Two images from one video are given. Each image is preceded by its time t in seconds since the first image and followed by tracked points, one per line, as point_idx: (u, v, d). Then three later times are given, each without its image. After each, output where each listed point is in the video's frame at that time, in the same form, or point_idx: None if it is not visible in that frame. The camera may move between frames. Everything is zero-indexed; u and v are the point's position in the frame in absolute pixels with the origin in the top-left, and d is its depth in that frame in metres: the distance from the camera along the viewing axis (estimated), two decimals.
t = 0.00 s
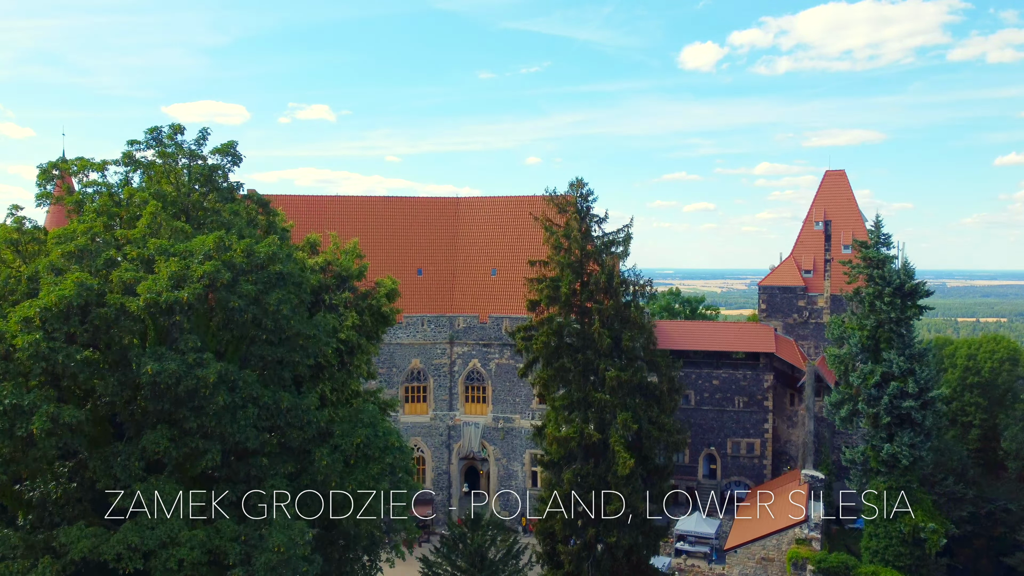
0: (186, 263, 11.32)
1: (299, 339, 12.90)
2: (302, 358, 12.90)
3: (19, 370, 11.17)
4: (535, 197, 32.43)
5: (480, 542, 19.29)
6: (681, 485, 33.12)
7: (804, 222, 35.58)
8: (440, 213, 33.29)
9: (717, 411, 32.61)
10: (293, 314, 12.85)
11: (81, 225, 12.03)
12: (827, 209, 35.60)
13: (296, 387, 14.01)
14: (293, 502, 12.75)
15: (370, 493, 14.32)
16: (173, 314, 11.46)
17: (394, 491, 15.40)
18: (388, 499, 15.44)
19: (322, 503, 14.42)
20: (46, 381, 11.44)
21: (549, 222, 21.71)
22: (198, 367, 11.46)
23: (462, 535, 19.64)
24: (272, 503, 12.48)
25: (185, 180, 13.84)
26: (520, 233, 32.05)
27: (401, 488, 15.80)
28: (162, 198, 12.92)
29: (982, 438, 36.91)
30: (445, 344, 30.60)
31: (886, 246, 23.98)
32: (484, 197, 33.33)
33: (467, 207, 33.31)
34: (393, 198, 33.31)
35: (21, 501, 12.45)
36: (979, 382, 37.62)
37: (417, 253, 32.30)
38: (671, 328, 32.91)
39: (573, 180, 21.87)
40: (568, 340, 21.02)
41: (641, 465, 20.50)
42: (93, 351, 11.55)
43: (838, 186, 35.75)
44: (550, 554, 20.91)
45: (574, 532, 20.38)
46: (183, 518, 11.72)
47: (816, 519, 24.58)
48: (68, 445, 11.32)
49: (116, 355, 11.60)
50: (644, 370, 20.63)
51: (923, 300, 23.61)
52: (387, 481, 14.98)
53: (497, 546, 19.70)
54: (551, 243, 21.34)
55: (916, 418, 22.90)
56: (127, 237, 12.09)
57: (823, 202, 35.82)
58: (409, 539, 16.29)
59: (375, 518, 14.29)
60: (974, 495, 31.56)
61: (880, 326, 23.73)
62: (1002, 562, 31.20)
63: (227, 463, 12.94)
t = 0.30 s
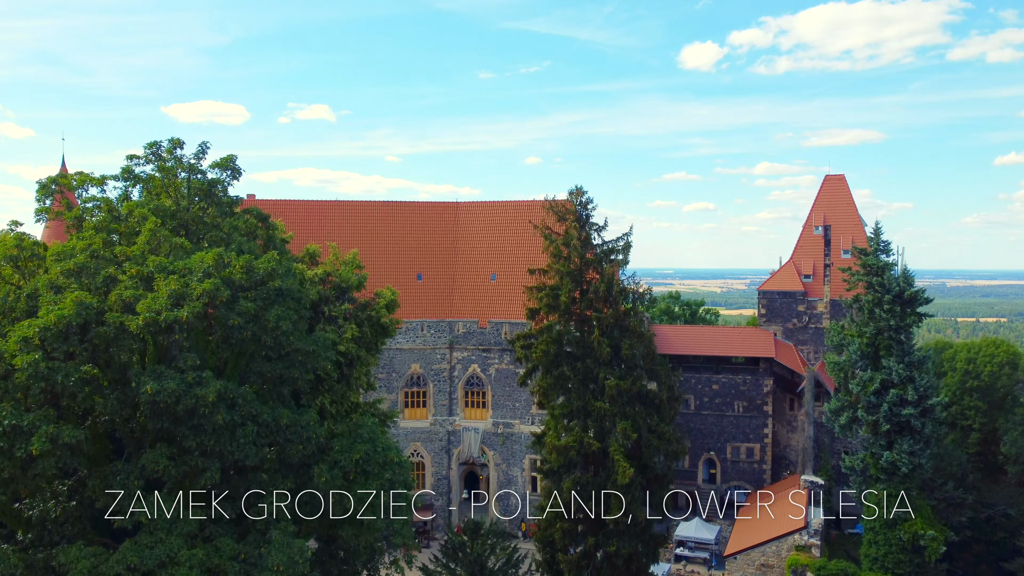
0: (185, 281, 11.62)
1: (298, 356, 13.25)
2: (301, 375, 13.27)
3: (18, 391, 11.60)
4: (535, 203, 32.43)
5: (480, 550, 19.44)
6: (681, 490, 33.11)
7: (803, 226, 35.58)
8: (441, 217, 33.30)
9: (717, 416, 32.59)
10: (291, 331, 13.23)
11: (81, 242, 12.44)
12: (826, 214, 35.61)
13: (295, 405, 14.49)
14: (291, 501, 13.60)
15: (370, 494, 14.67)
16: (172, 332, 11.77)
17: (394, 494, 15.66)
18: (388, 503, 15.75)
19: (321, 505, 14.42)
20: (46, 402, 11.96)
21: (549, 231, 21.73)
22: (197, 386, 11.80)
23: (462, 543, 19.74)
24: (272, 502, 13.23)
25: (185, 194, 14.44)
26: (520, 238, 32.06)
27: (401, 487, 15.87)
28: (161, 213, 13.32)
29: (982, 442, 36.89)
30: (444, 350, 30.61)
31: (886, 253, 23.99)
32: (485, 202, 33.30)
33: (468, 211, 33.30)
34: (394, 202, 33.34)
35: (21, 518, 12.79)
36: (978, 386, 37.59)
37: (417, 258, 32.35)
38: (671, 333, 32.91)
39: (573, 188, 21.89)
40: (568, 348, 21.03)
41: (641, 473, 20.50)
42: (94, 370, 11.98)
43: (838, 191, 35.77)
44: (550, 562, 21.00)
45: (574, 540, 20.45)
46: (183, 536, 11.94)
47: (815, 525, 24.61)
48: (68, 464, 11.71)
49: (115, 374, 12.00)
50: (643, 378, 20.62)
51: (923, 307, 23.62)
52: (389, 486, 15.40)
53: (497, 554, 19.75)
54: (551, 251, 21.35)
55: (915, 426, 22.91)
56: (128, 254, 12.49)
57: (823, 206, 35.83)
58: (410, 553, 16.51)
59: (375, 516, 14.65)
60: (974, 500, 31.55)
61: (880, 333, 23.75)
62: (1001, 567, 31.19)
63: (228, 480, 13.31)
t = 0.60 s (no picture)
0: (185, 299, 11.81)
1: (296, 372, 13.72)
2: (300, 391, 13.69)
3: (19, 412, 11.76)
4: (535, 208, 32.41)
5: (480, 560, 19.49)
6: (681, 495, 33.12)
7: (803, 231, 35.60)
8: (441, 222, 33.30)
9: (716, 421, 32.55)
10: (292, 349, 13.55)
11: (81, 259, 12.61)
12: (826, 218, 35.61)
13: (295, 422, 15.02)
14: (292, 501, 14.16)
15: (371, 492, 15.23)
16: (172, 349, 11.92)
17: (395, 494, 15.86)
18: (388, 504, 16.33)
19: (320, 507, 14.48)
20: (45, 422, 12.06)
21: (549, 238, 21.75)
22: (197, 405, 12.04)
23: (462, 552, 19.83)
24: (273, 502, 13.64)
25: (184, 206, 14.88)
26: (519, 244, 32.04)
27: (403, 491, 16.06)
28: (160, 229, 13.73)
29: (982, 446, 36.87)
30: (444, 354, 30.61)
31: (886, 261, 23.99)
32: (485, 207, 33.27)
33: (468, 217, 33.28)
34: (394, 207, 33.36)
35: (19, 536, 12.86)
36: (978, 390, 37.57)
37: (417, 263, 32.38)
38: (671, 338, 32.91)
39: (573, 196, 21.91)
40: (568, 356, 21.02)
41: (641, 481, 20.52)
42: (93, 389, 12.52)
43: (838, 196, 35.77)
44: (550, 571, 20.93)
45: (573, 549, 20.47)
46: (183, 554, 12.02)
47: (815, 531, 24.66)
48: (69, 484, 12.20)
49: (115, 394, 12.34)
50: (643, 386, 20.63)
51: (922, 315, 23.61)
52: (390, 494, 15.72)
53: (497, 563, 19.78)
54: (551, 259, 21.36)
55: (915, 434, 22.92)
56: (127, 271, 12.68)
57: (822, 211, 35.84)
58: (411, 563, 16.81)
59: (375, 517, 15.11)
60: (973, 505, 31.53)
61: (880, 341, 23.75)
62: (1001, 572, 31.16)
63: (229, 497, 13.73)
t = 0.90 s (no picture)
0: (185, 316, 12.40)
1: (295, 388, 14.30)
2: (299, 407, 14.53)
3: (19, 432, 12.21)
4: (535, 214, 32.44)
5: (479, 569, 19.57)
6: (681, 499, 33.12)
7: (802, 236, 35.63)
8: (441, 228, 33.31)
9: (716, 426, 32.51)
10: (291, 364, 14.29)
11: (81, 277, 13.22)
12: (825, 223, 35.64)
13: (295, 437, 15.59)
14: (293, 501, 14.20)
15: (370, 492, 15.60)
16: (171, 369, 12.50)
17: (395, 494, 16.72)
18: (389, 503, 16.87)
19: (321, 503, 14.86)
20: (45, 442, 12.48)
21: (549, 247, 21.78)
22: (196, 424, 12.53)
23: (462, 562, 19.93)
24: (273, 503, 13.78)
25: (184, 219, 15.55)
26: (519, 249, 32.06)
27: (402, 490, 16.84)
28: (160, 243, 14.24)
29: (982, 450, 36.83)
30: (444, 359, 30.63)
31: (885, 268, 24.02)
32: (484, 213, 33.30)
33: (468, 222, 33.28)
34: (394, 212, 33.40)
35: (20, 553, 12.97)
36: (978, 395, 37.53)
37: (417, 268, 32.37)
38: (670, 342, 32.91)
39: (572, 204, 21.94)
40: (567, 365, 21.08)
41: (641, 490, 20.55)
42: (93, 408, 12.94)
43: (838, 201, 35.78)
44: None
45: (573, 557, 20.50)
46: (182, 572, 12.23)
47: (814, 538, 24.68)
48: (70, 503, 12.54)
49: (116, 412, 12.81)
50: (642, 395, 20.69)
51: (922, 322, 23.63)
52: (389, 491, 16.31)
53: (497, 573, 19.84)
54: (551, 267, 21.39)
55: (914, 441, 22.94)
56: (127, 288, 13.32)
57: (822, 216, 35.86)
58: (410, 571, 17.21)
59: (376, 515, 15.66)
60: (973, 511, 31.50)
61: (879, 349, 23.76)
62: None
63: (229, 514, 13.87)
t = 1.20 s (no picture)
0: (185, 334, 12.57)
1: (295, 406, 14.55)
2: (299, 423, 14.62)
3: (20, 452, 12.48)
4: (534, 218, 32.45)
5: None
6: (681, 504, 33.12)
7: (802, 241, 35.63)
8: (440, 233, 33.29)
9: (716, 431, 32.48)
10: (291, 382, 14.48)
11: (81, 294, 13.49)
12: (825, 228, 35.63)
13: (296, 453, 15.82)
14: (292, 501, 14.21)
15: (371, 493, 16.07)
16: (171, 388, 12.67)
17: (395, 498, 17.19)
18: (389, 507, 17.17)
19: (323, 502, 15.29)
20: (45, 460, 12.76)
21: (549, 255, 21.79)
22: (196, 442, 12.65)
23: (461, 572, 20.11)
24: (273, 502, 13.71)
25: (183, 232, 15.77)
26: (518, 254, 32.05)
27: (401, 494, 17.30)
28: (159, 259, 14.57)
29: (982, 454, 36.82)
30: (444, 365, 30.62)
31: (885, 275, 24.02)
32: (484, 218, 33.28)
33: (467, 227, 33.27)
34: (394, 217, 33.39)
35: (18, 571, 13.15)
36: (978, 398, 37.51)
37: (417, 273, 32.38)
38: (670, 347, 32.90)
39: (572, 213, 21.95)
40: (567, 374, 21.13)
41: (642, 499, 20.53)
42: (93, 425, 13.01)
43: (838, 205, 35.77)
44: None
45: (573, 566, 20.54)
46: None
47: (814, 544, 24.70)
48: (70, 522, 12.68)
49: (116, 430, 12.86)
50: (643, 403, 20.68)
51: (921, 330, 23.63)
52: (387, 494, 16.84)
53: None
54: (551, 275, 21.40)
55: (914, 449, 22.95)
56: (128, 305, 13.43)
57: (822, 221, 35.85)
58: None
59: (375, 517, 16.06)
60: (973, 516, 31.50)
61: (879, 356, 23.76)
62: None
63: (228, 531, 14.01)
